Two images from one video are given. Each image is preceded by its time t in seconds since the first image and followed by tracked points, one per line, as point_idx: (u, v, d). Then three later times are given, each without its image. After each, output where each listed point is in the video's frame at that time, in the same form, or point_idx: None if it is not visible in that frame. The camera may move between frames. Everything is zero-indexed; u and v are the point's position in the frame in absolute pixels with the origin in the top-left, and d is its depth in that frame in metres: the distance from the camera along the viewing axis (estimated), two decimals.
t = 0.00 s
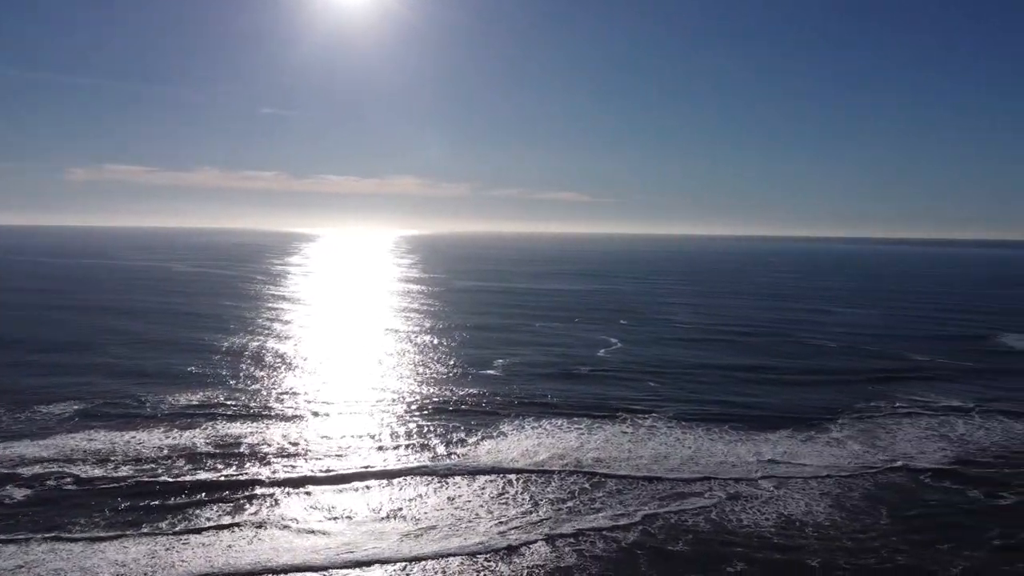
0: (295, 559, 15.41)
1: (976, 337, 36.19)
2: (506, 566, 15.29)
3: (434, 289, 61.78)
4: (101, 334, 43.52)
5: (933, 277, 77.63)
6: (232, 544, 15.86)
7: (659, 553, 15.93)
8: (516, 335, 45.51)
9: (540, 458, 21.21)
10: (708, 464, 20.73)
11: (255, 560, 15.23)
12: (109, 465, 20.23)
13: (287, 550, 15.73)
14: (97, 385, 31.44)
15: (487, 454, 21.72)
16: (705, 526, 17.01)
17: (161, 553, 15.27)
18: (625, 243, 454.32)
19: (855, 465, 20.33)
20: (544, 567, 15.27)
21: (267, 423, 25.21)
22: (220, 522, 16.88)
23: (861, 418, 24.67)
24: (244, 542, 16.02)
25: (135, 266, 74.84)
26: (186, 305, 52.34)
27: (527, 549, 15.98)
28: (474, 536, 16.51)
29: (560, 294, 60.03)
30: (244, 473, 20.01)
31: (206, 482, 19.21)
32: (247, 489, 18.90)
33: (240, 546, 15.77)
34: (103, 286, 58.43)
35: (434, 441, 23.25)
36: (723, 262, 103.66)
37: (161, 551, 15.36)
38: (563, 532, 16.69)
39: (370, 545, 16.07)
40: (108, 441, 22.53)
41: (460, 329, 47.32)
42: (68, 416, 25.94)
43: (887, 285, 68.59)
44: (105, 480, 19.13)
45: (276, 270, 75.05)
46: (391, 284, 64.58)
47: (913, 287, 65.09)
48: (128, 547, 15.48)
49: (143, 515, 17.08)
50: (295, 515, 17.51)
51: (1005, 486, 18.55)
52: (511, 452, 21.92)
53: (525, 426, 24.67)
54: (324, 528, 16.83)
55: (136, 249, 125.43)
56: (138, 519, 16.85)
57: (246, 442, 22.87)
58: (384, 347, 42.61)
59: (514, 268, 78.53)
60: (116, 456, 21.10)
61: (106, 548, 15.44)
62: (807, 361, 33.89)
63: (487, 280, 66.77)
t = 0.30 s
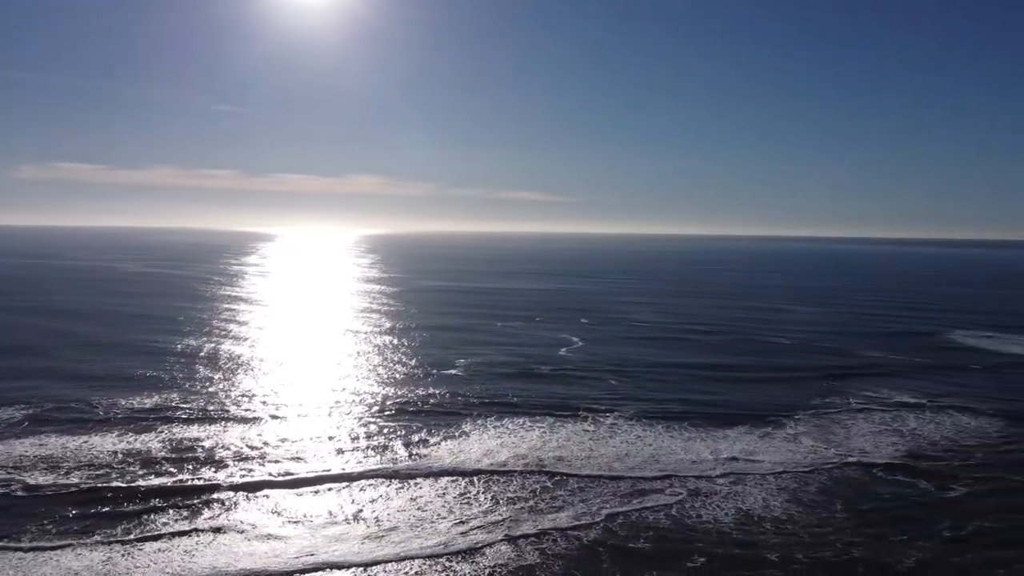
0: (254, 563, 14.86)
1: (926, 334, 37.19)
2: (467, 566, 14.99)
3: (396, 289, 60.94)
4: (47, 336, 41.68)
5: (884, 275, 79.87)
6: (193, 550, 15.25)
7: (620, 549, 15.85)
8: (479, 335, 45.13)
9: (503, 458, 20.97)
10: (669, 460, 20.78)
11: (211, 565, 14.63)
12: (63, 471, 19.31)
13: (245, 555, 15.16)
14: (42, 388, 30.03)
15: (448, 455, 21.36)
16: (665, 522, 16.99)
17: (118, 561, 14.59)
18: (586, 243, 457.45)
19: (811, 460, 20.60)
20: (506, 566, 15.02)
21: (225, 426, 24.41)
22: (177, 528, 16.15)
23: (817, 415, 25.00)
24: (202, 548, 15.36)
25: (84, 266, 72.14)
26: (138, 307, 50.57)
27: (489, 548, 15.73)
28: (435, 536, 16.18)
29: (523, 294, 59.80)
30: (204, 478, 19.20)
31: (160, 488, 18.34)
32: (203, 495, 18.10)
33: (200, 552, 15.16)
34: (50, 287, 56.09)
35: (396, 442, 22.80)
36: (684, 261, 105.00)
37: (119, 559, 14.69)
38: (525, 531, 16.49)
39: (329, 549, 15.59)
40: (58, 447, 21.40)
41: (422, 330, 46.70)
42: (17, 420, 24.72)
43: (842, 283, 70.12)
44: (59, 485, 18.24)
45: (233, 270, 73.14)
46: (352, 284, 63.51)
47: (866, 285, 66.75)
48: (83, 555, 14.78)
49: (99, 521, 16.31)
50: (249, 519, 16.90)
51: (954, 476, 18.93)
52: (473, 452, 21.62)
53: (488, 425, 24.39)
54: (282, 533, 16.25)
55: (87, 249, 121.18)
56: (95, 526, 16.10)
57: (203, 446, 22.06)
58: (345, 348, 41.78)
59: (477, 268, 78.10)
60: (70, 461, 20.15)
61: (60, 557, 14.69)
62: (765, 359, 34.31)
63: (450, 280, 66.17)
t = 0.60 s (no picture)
0: (211, 569, 14.25)
1: (878, 332, 38.05)
2: (427, 567, 14.63)
3: (355, 290, 59.96)
4: None
5: (837, 274, 81.78)
6: (150, 557, 14.58)
7: (581, 546, 15.67)
8: (440, 335, 44.66)
9: (464, 458, 20.63)
10: (629, 458, 20.72)
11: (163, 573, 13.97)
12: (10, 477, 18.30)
13: (201, 561, 14.54)
14: None
15: (407, 456, 20.90)
16: (626, 519, 16.89)
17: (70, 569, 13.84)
18: (547, 243, 459.30)
19: (768, 456, 20.78)
20: (467, 566, 14.70)
21: (180, 429, 23.46)
22: (134, 535, 15.39)
23: (774, 412, 25.26)
24: (160, 556, 14.67)
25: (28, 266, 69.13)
26: (86, 308, 48.62)
27: (449, 548, 15.39)
28: (393, 538, 15.76)
29: (484, 294, 59.41)
30: (160, 484, 18.31)
31: (112, 494, 17.39)
32: (156, 502, 17.26)
33: (157, 559, 14.50)
34: None
35: (356, 444, 22.26)
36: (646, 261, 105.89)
37: (72, 567, 13.95)
38: (485, 530, 16.18)
39: (286, 552, 15.06)
40: (4, 453, 20.31)
41: (382, 330, 45.97)
42: None
43: (797, 281, 71.54)
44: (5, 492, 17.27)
45: (187, 270, 71.01)
46: (310, 285, 62.27)
47: (821, 284, 68.24)
48: (33, 563, 14.02)
49: (48, 528, 15.49)
50: (199, 524, 16.18)
51: (905, 470, 19.26)
52: (433, 453, 21.21)
53: (450, 425, 24.02)
54: (237, 539, 15.57)
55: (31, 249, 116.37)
56: (45, 533, 15.29)
57: (159, 450, 21.09)
58: (303, 349, 40.86)
59: (439, 267, 77.47)
60: (17, 467, 19.12)
61: (8, 565, 13.88)
62: (723, 357, 34.68)
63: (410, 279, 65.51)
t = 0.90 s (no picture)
0: None
1: (832, 330, 38.92)
2: (387, 570, 14.29)
3: (315, 290, 58.93)
4: None
5: (792, 273, 83.65)
6: (101, 565, 13.93)
7: (544, 546, 15.50)
8: (402, 335, 44.17)
9: (426, 459, 20.30)
10: (591, 457, 20.66)
11: None
12: None
13: (154, 568, 13.95)
14: None
15: (366, 458, 20.46)
16: (588, 517, 16.80)
17: None
18: (508, 242, 459.92)
19: (726, 452, 20.97)
20: (428, 567, 14.40)
21: (134, 434, 22.55)
22: (88, 543, 14.69)
23: (732, 409, 25.55)
24: (117, 564, 14.05)
25: None
26: (31, 309, 46.69)
27: (410, 550, 15.07)
28: (352, 541, 15.35)
29: (446, 294, 59.01)
30: (108, 490, 17.48)
31: (61, 501, 16.58)
32: (107, 509, 16.45)
33: (108, 568, 13.86)
34: None
35: (316, 446, 21.73)
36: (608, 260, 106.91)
37: None
38: (446, 531, 15.89)
39: (244, 558, 14.55)
40: None
41: (343, 330, 45.26)
42: None
43: (753, 280, 72.99)
44: None
45: (139, 270, 68.84)
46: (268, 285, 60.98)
47: (776, 283, 69.76)
48: None
49: None
50: (148, 532, 15.48)
51: (858, 464, 19.63)
52: (394, 454, 20.82)
53: (412, 426, 23.66)
54: (192, 546, 14.94)
55: None
56: None
57: (113, 456, 20.16)
58: (261, 350, 39.92)
59: (400, 267, 76.80)
60: None
61: None
62: (683, 356, 35.04)
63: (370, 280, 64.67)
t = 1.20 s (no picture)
0: None
1: (788, 328, 39.70)
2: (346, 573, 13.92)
3: (274, 290, 57.72)
4: None
5: (749, 271, 85.25)
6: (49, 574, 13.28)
7: (505, 545, 15.29)
8: (363, 335, 43.54)
9: (387, 460, 19.93)
10: (553, 456, 20.54)
11: None
12: None
13: None
14: None
15: (324, 460, 19.95)
16: (550, 516, 16.69)
17: None
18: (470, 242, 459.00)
19: (686, 449, 21.11)
20: (389, 569, 14.09)
21: (85, 439, 21.59)
22: (36, 554, 13.95)
23: (692, 406, 25.77)
24: (65, 574, 13.39)
25: None
26: None
27: (371, 551, 14.73)
28: (310, 544, 14.89)
29: (408, 294, 58.43)
30: (57, 498, 16.65)
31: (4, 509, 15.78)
32: (54, 517, 15.64)
33: None
34: None
35: (274, 448, 21.14)
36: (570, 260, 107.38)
37: None
38: (406, 533, 15.56)
39: (199, 564, 14.03)
40: None
41: (303, 330, 44.38)
42: None
43: (712, 279, 74.15)
44: None
45: (89, 270, 66.44)
46: (225, 285, 59.50)
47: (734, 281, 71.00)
48: None
49: None
50: (98, 540, 14.75)
51: (815, 459, 19.96)
52: (355, 455, 20.39)
53: (373, 427, 23.23)
54: (144, 553, 14.33)
55: None
56: None
57: (62, 462, 19.24)
58: (217, 350, 38.88)
59: (361, 266, 75.80)
60: None
61: None
62: (644, 354, 35.30)
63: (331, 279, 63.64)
